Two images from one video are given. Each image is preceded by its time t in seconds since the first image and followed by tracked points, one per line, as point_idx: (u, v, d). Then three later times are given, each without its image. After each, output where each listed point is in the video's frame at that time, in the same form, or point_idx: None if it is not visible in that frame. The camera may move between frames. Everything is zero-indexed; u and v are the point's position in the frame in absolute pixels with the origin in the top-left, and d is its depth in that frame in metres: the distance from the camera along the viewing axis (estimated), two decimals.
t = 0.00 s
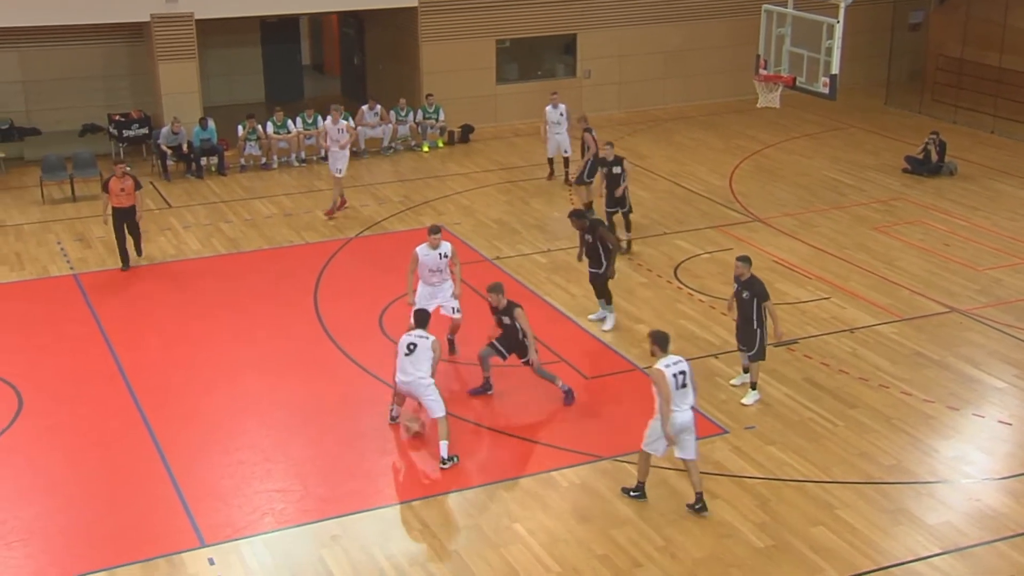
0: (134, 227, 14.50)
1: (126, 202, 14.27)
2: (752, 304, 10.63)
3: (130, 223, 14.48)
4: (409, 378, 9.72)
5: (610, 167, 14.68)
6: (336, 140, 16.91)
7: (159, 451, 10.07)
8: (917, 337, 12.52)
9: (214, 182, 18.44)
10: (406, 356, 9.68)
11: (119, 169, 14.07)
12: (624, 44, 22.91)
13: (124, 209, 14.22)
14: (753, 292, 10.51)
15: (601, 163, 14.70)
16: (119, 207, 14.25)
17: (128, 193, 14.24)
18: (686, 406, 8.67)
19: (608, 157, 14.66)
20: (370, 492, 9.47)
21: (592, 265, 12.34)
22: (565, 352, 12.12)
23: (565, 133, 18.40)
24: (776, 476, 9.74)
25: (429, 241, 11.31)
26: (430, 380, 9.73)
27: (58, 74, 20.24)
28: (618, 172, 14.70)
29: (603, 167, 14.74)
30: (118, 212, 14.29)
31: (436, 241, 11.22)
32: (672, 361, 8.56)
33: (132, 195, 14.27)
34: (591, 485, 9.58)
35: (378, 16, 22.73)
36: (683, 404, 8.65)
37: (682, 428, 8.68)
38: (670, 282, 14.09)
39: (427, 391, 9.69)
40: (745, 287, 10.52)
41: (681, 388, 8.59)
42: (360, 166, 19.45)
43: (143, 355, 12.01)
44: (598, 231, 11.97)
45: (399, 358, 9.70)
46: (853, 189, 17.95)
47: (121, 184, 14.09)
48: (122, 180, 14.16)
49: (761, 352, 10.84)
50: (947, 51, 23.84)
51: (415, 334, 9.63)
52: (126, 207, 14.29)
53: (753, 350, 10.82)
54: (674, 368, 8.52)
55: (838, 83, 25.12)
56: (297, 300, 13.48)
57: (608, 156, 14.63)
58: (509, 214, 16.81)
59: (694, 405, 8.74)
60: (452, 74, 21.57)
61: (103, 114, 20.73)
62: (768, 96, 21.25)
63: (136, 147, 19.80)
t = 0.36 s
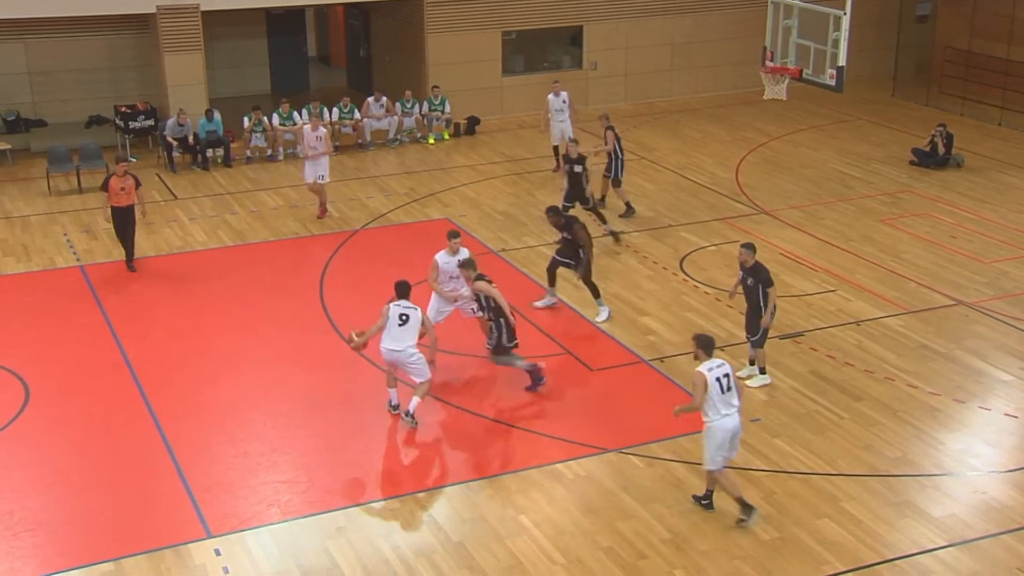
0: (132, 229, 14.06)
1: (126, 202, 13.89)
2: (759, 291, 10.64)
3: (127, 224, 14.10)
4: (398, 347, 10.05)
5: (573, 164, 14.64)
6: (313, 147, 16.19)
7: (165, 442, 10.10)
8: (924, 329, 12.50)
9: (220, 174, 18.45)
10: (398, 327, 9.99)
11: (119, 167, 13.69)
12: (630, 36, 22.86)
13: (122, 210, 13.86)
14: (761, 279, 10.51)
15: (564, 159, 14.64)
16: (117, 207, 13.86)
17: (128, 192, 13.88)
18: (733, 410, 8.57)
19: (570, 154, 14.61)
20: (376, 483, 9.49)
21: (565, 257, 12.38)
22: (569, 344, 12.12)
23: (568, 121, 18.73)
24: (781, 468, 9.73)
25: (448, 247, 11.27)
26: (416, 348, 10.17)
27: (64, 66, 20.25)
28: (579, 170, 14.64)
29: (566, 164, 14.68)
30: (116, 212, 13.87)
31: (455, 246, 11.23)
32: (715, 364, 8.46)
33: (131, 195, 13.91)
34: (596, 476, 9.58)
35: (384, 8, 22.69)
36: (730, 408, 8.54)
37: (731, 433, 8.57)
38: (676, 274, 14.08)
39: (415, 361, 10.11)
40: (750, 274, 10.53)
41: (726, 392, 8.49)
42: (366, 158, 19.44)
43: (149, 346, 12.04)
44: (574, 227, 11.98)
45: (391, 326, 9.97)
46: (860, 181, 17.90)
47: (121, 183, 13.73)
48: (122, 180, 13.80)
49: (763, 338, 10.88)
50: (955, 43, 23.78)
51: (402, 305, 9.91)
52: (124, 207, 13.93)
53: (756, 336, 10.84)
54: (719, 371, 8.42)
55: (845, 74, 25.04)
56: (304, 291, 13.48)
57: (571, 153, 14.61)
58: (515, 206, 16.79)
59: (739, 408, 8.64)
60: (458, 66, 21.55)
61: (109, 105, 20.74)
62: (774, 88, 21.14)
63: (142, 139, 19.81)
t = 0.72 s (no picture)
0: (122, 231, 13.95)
1: (115, 202, 13.82)
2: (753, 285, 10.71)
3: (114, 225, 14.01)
4: (379, 323, 10.64)
5: (533, 164, 14.16)
6: (286, 157, 15.23)
7: (164, 439, 10.10)
8: (923, 326, 12.50)
9: (219, 171, 18.44)
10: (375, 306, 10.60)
11: (111, 168, 13.63)
12: (630, 33, 22.85)
13: (111, 212, 13.77)
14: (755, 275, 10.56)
15: (524, 157, 14.18)
16: (105, 208, 13.76)
17: (117, 193, 13.82)
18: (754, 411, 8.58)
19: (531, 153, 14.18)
20: (375, 480, 9.49)
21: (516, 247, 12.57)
22: (568, 341, 12.11)
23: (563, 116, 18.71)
24: (781, 465, 9.74)
25: (443, 261, 10.85)
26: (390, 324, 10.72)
27: (63, 63, 20.24)
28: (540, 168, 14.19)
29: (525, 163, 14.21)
30: (108, 215, 13.76)
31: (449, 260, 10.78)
32: (736, 366, 8.45)
33: (121, 195, 13.86)
34: (595, 474, 9.59)
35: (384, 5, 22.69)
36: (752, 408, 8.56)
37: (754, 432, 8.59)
38: (675, 271, 14.07)
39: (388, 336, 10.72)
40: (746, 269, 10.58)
41: (748, 392, 8.49)
42: (365, 155, 19.43)
43: (148, 343, 12.04)
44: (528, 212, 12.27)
45: (365, 306, 10.59)
46: (859, 178, 17.90)
47: (113, 184, 13.66)
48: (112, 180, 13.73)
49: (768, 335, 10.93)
50: (954, 40, 23.78)
51: (372, 284, 10.57)
52: (113, 208, 13.85)
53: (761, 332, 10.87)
54: (740, 372, 8.42)
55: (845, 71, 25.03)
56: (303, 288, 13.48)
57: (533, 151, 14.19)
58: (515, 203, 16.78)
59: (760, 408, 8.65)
60: (458, 62, 21.53)
61: (109, 102, 20.74)
62: (774, 85, 21.11)
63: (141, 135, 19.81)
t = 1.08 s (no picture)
0: (110, 237, 13.95)
1: (102, 206, 13.80)
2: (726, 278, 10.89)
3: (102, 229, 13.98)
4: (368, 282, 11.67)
5: (512, 165, 14.37)
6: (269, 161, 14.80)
7: (160, 441, 10.09)
8: (919, 327, 12.52)
9: (215, 172, 18.43)
10: (370, 264, 11.60)
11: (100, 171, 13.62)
12: (626, 34, 22.87)
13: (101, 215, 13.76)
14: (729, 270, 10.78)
15: (503, 160, 14.37)
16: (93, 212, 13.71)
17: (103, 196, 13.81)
18: (747, 412, 8.61)
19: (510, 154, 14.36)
20: (372, 482, 9.49)
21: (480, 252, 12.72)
22: (565, 342, 12.12)
23: (547, 116, 18.77)
24: (777, 466, 9.74)
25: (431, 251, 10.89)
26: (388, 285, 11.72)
27: (59, 64, 20.23)
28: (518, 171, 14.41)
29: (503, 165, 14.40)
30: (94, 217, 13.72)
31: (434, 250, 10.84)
32: (736, 366, 8.45)
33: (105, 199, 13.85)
34: (592, 475, 9.59)
35: (380, 7, 22.70)
36: (745, 409, 8.60)
37: (742, 433, 8.65)
38: (672, 272, 14.08)
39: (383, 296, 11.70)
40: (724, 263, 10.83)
41: (744, 394, 8.52)
42: (362, 157, 19.43)
43: (145, 345, 12.03)
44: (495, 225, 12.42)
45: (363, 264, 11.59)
46: (855, 180, 17.92)
47: (102, 187, 13.65)
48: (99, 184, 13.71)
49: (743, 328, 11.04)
50: (949, 41, 23.83)
51: (374, 243, 11.56)
52: (101, 211, 13.82)
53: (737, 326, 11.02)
54: (739, 374, 8.42)
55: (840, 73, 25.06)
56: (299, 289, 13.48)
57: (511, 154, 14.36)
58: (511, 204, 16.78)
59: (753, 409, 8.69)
60: (454, 64, 21.53)
61: (105, 104, 20.73)
62: (770, 86, 21.10)
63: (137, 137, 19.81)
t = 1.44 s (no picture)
0: (99, 251, 14.00)
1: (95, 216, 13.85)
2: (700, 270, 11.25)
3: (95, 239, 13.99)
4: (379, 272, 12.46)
5: (494, 183, 14.39)
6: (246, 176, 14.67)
7: (151, 454, 10.06)
8: (910, 337, 12.55)
9: (207, 184, 18.41)
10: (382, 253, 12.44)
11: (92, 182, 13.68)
12: (617, 46, 22.93)
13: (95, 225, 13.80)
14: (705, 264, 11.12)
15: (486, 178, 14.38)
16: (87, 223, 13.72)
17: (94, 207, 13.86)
18: (719, 419, 8.65)
19: (491, 173, 14.35)
20: (364, 493, 9.47)
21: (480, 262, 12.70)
22: (557, 353, 12.13)
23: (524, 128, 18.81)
24: (769, 476, 9.75)
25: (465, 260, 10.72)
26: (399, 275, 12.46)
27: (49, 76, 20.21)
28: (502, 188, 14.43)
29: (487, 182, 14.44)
30: (93, 227, 13.72)
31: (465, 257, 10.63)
32: (705, 373, 8.53)
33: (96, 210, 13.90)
34: (584, 486, 9.58)
35: (371, 19, 22.73)
36: (717, 415, 8.64)
37: (714, 439, 8.68)
38: (663, 283, 14.10)
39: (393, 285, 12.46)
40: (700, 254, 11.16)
41: (715, 401, 8.57)
42: (353, 168, 19.44)
43: (136, 357, 12.00)
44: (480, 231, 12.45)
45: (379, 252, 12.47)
46: (846, 190, 17.97)
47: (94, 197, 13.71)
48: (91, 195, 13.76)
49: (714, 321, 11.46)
50: (938, 52, 23.95)
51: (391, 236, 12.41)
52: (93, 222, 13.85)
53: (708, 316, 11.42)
54: (707, 380, 8.50)
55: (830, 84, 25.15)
56: (291, 300, 13.47)
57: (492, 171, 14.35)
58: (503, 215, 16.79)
59: (727, 416, 8.71)
60: (445, 75, 21.55)
61: (95, 115, 20.71)
62: (760, 97, 21.15)
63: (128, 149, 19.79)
